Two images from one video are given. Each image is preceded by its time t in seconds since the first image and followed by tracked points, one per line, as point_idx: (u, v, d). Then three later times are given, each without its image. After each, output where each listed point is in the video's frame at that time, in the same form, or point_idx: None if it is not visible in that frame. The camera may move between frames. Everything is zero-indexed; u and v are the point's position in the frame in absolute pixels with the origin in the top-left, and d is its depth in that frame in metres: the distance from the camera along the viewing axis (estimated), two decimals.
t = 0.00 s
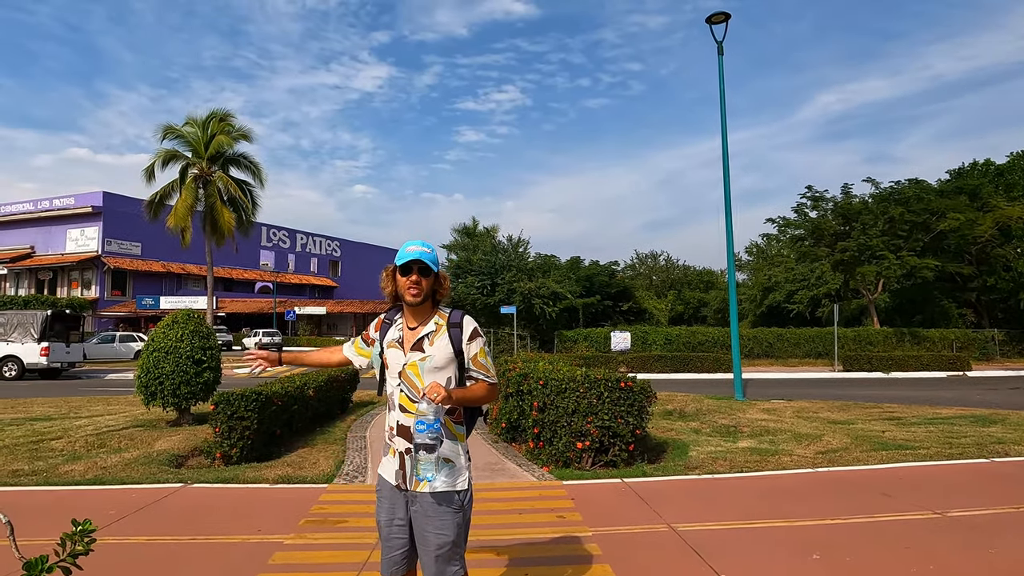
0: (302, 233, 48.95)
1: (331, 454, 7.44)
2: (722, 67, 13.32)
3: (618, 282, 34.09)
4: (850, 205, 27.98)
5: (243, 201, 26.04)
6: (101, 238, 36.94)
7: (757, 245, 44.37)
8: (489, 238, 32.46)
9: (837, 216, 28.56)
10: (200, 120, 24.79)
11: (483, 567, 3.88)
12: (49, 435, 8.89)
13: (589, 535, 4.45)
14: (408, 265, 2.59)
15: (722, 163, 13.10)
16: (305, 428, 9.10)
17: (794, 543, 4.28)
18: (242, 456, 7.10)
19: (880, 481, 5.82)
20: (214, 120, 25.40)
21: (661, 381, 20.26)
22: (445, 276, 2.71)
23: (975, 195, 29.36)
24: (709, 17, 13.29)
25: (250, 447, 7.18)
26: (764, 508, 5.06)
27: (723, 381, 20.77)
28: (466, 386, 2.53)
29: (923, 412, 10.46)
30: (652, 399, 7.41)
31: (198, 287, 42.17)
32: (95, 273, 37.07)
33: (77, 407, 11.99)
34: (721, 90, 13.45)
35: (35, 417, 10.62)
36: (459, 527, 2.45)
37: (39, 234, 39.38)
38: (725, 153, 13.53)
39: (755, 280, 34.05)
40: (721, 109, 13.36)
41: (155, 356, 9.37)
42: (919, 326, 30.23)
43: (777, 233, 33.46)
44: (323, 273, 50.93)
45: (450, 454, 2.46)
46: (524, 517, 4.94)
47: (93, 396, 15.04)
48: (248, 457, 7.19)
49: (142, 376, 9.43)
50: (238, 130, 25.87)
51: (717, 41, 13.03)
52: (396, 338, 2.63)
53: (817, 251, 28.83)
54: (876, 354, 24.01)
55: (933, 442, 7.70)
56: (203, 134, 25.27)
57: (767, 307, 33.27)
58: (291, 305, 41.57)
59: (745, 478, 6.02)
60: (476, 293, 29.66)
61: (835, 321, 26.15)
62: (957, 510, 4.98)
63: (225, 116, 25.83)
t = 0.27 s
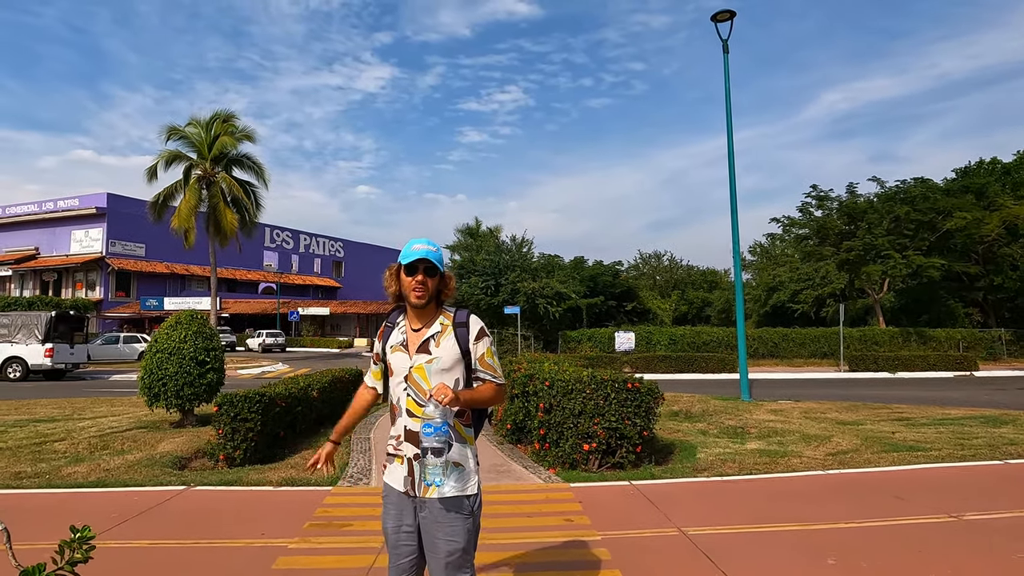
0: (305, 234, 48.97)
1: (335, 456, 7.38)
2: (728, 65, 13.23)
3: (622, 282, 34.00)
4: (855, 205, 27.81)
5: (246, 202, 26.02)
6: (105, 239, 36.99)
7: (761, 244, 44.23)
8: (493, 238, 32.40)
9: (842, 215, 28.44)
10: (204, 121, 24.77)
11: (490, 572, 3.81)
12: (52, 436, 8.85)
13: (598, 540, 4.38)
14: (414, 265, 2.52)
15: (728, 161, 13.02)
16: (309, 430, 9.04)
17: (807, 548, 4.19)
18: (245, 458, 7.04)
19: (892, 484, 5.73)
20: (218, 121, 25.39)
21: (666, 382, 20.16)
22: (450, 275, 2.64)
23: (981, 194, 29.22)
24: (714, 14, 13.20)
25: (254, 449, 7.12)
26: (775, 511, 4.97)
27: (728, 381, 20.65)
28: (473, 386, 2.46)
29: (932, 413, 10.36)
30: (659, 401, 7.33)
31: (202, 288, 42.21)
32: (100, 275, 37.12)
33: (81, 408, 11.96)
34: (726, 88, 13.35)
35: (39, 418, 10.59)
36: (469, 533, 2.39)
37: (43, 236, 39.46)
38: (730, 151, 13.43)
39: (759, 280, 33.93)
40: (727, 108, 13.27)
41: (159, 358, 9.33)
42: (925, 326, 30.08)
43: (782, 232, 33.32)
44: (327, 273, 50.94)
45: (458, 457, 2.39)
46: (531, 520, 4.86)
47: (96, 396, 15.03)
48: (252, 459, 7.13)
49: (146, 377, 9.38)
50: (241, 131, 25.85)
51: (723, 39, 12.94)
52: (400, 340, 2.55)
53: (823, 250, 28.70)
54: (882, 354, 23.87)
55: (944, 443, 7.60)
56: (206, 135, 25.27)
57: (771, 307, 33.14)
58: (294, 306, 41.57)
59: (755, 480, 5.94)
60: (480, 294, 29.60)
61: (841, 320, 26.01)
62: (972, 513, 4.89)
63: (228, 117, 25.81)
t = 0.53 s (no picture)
0: (310, 236, 48.99)
1: (341, 460, 7.28)
2: (734, 64, 13.12)
3: (627, 283, 33.84)
4: (862, 205, 27.59)
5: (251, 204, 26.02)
6: (111, 242, 37.06)
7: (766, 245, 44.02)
8: (498, 240, 32.30)
9: (849, 215, 28.25)
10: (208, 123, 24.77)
11: None
12: (56, 440, 8.79)
13: (610, 547, 4.26)
14: (420, 265, 2.43)
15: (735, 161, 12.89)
16: (314, 433, 8.95)
17: (826, 555, 4.07)
18: (249, 462, 6.96)
19: (910, 488, 5.59)
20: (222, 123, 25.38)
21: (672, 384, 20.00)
22: (458, 275, 2.54)
23: (990, 193, 28.97)
24: (721, 13, 13.08)
25: (258, 453, 7.03)
26: (791, 517, 4.84)
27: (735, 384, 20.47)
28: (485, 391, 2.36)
29: (946, 415, 10.18)
30: (669, 404, 7.21)
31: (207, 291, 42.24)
32: (105, 277, 37.20)
33: (86, 412, 11.90)
34: (734, 87, 13.23)
35: (43, 422, 10.54)
36: (482, 544, 2.28)
37: (49, 239, 39.57)
38: (738, 151, 13.29)
39: (765, 281, 33.74)
40: (734, 107, 13.15)
41: (163, 361, 9.26)
42: (934, 327, 29.84)
43: (788, 233, 33.10)
44: (331, 276, 50.95)
45: (471, 466, 2.28)
46: (541, 526, 4.75)
47: (101, 399, 14.99)
48: (256, 463, 7.05)
49: (150, 380, 9.32)
50: (246, 134, 25.83)
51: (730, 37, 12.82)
52: (407, 344, 2.45)
53: (830, 251, 28.51)
54: (891, 356, 23.63)
55: (961, 446, 7.45)
56: (211, 138, 25.27)
57: (777, 308, 32.94)
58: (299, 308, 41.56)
59: (768, 485, 5.82)
60: (485, 295, 29.50)
61: (848, 322, 25.81)
62: (995, 519, 4.75)
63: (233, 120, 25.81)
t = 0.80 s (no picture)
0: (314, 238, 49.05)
1: (347, 463, 7.21)
2: (741, 63, 13.03)
3: (632, 284, 33.70)
4: (869, 205, 27.37)
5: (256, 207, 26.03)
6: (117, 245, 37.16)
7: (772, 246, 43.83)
8: (502, 241, 32.24)
9: (856, 215, 28.10)
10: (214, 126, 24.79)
11: None
12: (61, 443, 8.76)
13: (621, 553, 4.17)
14: (432, 265, 2.35)
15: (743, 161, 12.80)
16: (320, 437, 8.89)
17: (844, 562, 3.96)
18: (255, 465, 6.90)
19: (926, 493, 5.48)
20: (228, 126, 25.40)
21: (678, 386, 19.88)
22: (471, 277, 2.47)
23: (999, 193, 28.75)
24: (728, 12, 12.98)
25: (263, 457, 6.97)
26: (806, 522, 4.74)
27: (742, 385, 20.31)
28: (498, 396, 2.28)
29: (959, 417, 10.05)
30: (679, 406, 7.11)
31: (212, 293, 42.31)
32: (111, 280, 37.29)
33: (91, 414, 11.88)
34: (741, 87, 13.14)
35: (49, 425, 10.52)
36: (493, 554, 2.20)
37: (56, 242, 39.71)
38: (745, 151, 13.20)
39: (771, 282, 33.56)
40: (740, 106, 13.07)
41: (168, 363, 9.22)
42: (943, 328, 29.62)
43: (795, 234, 32.92)
44: (336, 278, 50.99)
45: (481, 473, 2.20)
46: (551, 532, 4.66)
47: (105, 402, 14.95)
48: (262, 466, 6.99)
49: (155, 383, 9.28)
50: (251, 136, 25.85)
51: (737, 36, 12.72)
52: (418, 345, 2.38)
53: (836, 251, 28.35)
54: (900, 357, 23.45)
55: (975, 448, 7.33)
56: (216, 140, 25.29)
57: (783, 309, 32.74)
58: (304, 310, 41.59)
59: (781, 488, 5.72)
60: (490, 297, 29.44)
61: (856, 323, 25.62)
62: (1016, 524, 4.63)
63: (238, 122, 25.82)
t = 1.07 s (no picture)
0: (319, 241, 49.10)
1: (351, 468, 7.13)
2: (747, 62, 12.91)
3: (638, 286, 33.57)
4: (877, 205, 27.20)
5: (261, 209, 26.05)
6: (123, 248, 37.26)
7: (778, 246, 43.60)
8: (507, 243, 32.14)
9: (863, 216, 27.94)
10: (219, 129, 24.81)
11: None
12: (65, 447, 8.71)
13: (631, 561, 4.07)
14: (437, 265, 2.27)
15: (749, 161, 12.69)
16: (324, 440, 8.81)
17: (860, 570, 3.85)
18: (258, 470, 6.83)
19: (941, 497, 5.35)
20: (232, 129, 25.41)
21: (685, 388, 19.73)
22: (478, 277, 2.38)
23: (1007, 192, 28.50)
24: (734, 11, 12.88)
25: (267, 461, 6.89)
26: (820, 528, 4.62)
27: (749, 387, 20.16)
28: (504, 403, 2.19)
29: (971, 419, 9.89)
30: (687, 409, 7.00)
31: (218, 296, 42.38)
32: (117, 283, 37.39)
33: (95, 417, 11.85)
34: (748, 85, 13.03)
35: (54, 428, 10.49)
36: (498, 567, 2.11)
37: (63, 245, 39.86)
38: (752, 150, 13.09)
39: (778, 283, 33.36)
40: (747, 106, 12.95)
41: (171, 366, 9.16)
42: (952, 329, 29.37)
43: (801, 234, 32.74)
44: (341, 280, 51.01)
45: (486, 481, 2.12)
46: (558, 538, 4.57)
47: (110, 405, 14.94)
48: (265, 471, 6.91)
49: (159, 386, 9.24)
50: (256, 139, 25.87)
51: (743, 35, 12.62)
52: (422, 347, 2.30)
53: (844, 252, 28.19)
54: (909, 359, 23.23)
55: (990, 452, 7.19)
56: (221, 143, 25.29)
57: (790, 311, 32.55)
58: (310, 313, 41.60)
59: (792, 493, 5.60)
60: (495, 299, 29.35)
61: (863, 324, 25.44)
62: None
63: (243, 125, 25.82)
